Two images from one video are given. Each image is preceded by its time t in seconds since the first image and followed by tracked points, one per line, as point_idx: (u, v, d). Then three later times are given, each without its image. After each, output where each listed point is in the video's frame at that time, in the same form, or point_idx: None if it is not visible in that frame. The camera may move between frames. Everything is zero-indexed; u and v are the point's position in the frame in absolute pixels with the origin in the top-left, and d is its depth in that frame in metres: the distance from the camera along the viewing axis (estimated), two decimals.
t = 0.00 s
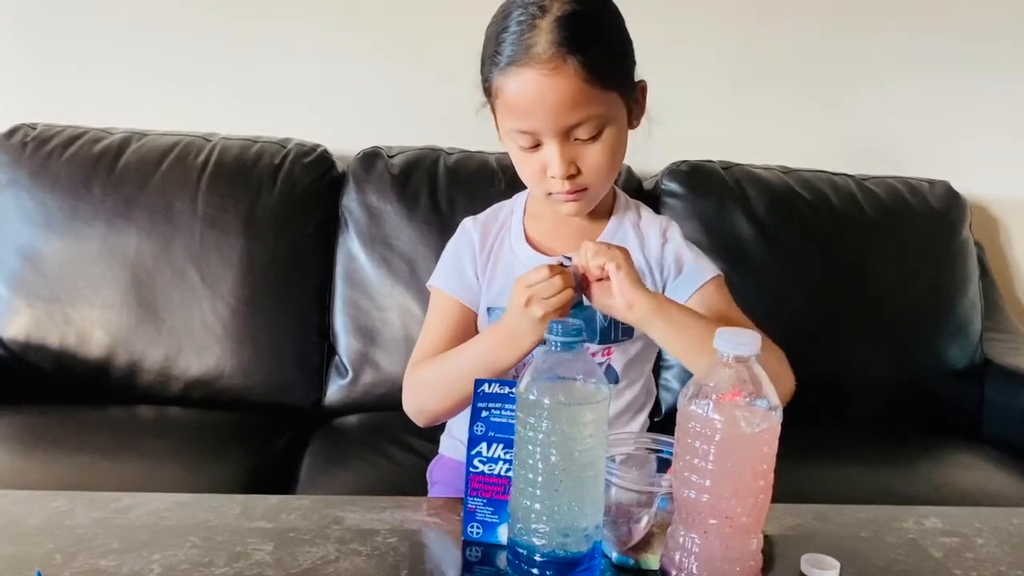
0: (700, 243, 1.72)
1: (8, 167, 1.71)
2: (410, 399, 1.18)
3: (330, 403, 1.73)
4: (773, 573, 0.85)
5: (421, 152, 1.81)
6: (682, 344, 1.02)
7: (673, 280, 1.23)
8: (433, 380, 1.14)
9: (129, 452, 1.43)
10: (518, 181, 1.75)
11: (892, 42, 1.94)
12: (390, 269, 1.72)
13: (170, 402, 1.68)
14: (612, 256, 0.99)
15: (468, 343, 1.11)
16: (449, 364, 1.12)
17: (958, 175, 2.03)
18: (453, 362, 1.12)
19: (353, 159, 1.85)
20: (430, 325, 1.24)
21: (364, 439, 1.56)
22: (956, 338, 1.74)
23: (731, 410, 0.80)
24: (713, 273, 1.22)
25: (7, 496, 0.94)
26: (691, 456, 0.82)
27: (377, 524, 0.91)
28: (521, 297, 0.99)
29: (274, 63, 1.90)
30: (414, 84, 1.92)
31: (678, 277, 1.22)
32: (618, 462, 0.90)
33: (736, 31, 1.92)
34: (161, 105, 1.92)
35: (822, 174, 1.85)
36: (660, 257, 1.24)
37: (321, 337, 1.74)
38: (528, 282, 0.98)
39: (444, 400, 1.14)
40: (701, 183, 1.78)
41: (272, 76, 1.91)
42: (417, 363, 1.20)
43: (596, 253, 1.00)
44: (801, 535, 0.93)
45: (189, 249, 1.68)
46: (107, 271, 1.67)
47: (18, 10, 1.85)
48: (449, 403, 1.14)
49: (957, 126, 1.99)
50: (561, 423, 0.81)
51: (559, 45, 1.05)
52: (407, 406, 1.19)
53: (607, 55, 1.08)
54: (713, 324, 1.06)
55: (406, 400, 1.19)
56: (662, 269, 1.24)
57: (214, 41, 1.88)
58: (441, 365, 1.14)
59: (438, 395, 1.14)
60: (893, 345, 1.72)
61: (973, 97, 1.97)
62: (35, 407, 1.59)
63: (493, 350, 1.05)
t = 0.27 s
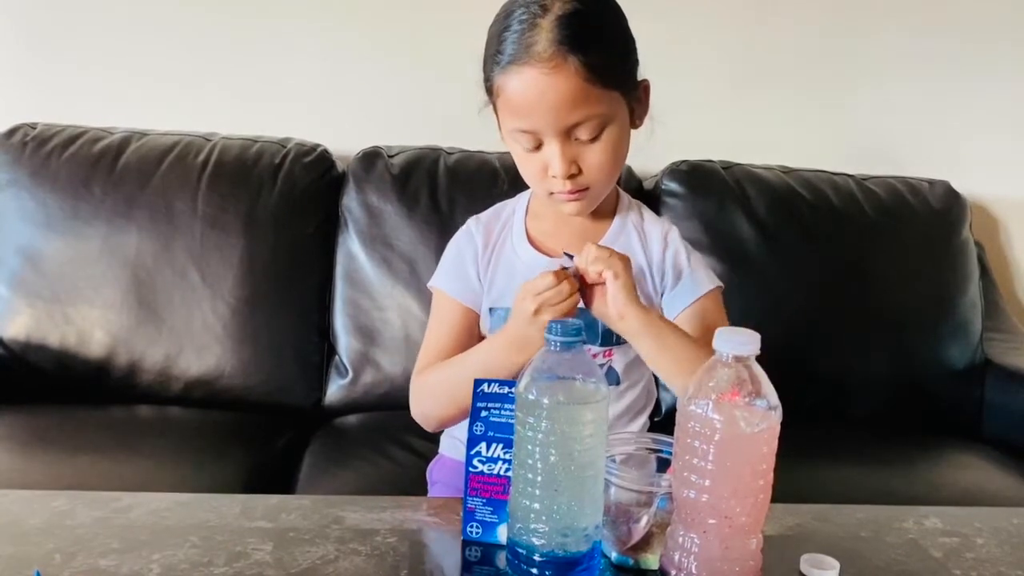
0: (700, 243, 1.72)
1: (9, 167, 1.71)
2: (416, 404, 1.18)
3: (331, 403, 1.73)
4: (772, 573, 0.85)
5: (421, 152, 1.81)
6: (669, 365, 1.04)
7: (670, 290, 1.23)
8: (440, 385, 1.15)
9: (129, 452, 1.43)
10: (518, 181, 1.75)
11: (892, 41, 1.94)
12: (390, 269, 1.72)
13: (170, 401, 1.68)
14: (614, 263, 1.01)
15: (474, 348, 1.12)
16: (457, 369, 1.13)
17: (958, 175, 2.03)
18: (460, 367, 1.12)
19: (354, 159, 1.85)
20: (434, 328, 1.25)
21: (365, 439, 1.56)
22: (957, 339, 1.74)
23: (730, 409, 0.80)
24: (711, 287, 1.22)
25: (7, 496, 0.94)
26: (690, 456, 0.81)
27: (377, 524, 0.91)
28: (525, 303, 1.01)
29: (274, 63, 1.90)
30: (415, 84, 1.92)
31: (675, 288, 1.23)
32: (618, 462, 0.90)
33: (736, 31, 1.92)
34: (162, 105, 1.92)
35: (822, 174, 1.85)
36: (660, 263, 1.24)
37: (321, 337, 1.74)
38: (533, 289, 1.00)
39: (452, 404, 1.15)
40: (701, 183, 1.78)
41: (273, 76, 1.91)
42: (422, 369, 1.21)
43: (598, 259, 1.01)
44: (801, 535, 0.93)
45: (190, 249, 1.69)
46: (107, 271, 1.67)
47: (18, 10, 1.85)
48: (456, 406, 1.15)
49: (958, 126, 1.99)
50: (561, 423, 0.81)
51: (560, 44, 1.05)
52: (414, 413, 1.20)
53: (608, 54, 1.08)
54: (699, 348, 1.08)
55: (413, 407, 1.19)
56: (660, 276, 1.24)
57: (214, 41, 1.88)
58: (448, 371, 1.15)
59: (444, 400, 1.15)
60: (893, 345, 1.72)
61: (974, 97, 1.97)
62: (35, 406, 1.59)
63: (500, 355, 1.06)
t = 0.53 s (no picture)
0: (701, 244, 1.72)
1: (10, 167, 1.71)
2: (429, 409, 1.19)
3: (331, 403, 1.73)
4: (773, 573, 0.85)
5: (422, 152, 1.81)
6: (644, 382, 1.09)
7: (668, 297, 1.23)
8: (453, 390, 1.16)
9: (130, 452, 1.43)
10: (519, 181, 1.75)
11: (893, 41, 1.94)
12: (391, 269, 1.72)
13: (170, 401, 1.68)
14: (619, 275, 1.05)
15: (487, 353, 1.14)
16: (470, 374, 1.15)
17: (959, 175, 2.03)
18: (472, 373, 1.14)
19: (354, 159, 1.85)
20: (443, 333, 1.25)
21: (365, 439, 1.56)
22: (957, 339, 1.74)
23: (731, 410, 0.80)
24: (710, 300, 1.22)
25: (7, 496, 0.94)
26: (690, 456, 0.81)
27: (377, 524, 0.91)
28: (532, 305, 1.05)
29: (275, 63, 1.90)
30: (415, 84, 1.92)
31: (673, 296, 1.23)
32: (619, 463, 0.90)
33: (736, 31, 1.92)
34: (162, 105, 1.92)
35: (823, 174, 1.85)
36: (662, 268, 1.24)
37: (321, 337, 1.74)
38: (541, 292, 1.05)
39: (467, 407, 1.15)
40: (701, 184, 1.78)
41: (273, 76, 1.91)
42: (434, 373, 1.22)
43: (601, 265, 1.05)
44: (802, 535, 0.93)
45: (190, 249, 1.69)
46: (108, 271, 1.67)
47: (19, 10, 1.85)
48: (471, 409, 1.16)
49: (958, 126, 1.99)
50: (561, 423, 0.82)
51: (554, 43, 1.06)
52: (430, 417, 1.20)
53: (603, 50, 1.08)
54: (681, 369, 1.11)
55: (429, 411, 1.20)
56: (661, 281, 1.24)
57: (214, 41, 1.88)
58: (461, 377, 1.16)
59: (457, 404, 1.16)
60: (893, 346, 1.72)
61: (974, 97, 1.97)
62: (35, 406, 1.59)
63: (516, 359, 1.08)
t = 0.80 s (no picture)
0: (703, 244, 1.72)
1: (11, 167, 1.71)
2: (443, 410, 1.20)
3: (332, 403, 1.72)
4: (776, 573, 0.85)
5: (423, 151, 1.81)
6: (636, 385, 1.11)
7: (668, 300, 1.23)
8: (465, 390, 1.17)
9: (131, 452, 1.43)
10: (520, 181, 1.75)
11: (894, 42, 1.94)
12: (392, 269, 1.71)
13: (171, 401, 1.68)
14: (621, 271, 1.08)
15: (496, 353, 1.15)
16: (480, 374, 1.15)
17: (961, 175, 2.02)
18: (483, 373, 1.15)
19: (356, 159, 1.85)
20: (449, 333, 1.25)
21: (366, 439, 1.56)
22: (959, 340, 1.74)
23: (734, 410, 0.81)
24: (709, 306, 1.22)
25: (9, 496, 0.94)
26: (693, 457, 0.81)
27: (380, 525, 0.91)
28: (535, 303, 1.07)
29: (276, 63, 1.90)
30: (417, 83, 1.92)
31: (673, 300, 1.23)
32: (620, 463, 0.90)
33: (738, 31, 1.91)
34: (164, 105, 1.92)
35: (824, 175, 1.85)
36: (664, 271, 1.24)
37: (323, 337, 1.74)
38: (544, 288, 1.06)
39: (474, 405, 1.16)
40: (703, 183, 1.77)
41: (274, 76, 1.91)
42: (446, 374, 1.22)
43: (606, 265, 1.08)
44: (805, 536, 0.93)
45: (191, 249, 1.68)
46: (109, 271, 1.67)
47: (20, 10, 1.85)
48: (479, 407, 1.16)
49: (960, 126, 1.99)
50: (564, 424, 0.81)
51: (551, 40, 1.06)
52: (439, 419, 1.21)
53: (601, 46, 1.08)
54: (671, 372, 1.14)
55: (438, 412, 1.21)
56: (662, 284, 1.24)
57: (215, 41, 1.88)
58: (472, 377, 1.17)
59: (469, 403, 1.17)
60: (895, 346, 1.72)
61: (976, 97, 1.97)
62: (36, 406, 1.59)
63: (525, 354, 1.09)
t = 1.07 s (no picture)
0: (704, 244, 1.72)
1: (13, 167, 1.71)
2: (434, 400, 1.19)
3: (334, 402, 1.72)
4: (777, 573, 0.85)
5: (425, 151, 1.80)
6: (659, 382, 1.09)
7: (670, 297, 1.23)
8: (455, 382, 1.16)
9: (132, 451, 1.43)
10: (522, 180, 1.74)
11: (896, 42, 1.93)
12: (394, 268, 1.71)
13: (172, 401, 1.68)
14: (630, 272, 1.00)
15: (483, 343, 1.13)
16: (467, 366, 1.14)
17: (962, 176, 2.02)
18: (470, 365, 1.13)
19: (357, 159, 1.84)
20: (444, 329, 1.25)
21: (368, 439, 1.56)
22: (961, 340, 1.74)
23: (736, 410, 0.80)
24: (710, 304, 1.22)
25: (10, 496, 0.94)
26: (696, 457, 0.81)
27: (381, 525, 0.90)
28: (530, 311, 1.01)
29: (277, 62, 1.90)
30: (418, 83, 1.92)
31: (676, 297, 1.22)
32: (622, 463, 0.90)
33: (740, 31, 1.91)
34: (165, 104, 1.92)
35: (826, 174, 1.85)
36: (664, 269, 1.24)
37: (324, 337, 1.74)
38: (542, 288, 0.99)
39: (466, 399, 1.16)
40: (705, 183, 1.77)
41: (275, 76, 1.91)
42: (438, 364, 1.22)
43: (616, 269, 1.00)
44: (806, 537, 0.93)
45: (192, 249, 1.68)
46: (110, 270, 1.67)
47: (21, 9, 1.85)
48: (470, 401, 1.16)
49: (962, 126, 1.99)
50: (566, 425, 0.81)
51: (562, 34, 1.06)
52: (430, 411, 1.21)
53: (610, 43, 1.08)
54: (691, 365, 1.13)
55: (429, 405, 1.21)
56: (662, 283, 1.24)
57: (216, 40, 1.88)
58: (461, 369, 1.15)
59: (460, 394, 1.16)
60: (896, 346, 1.72)
61: (978, 97, 1.97)
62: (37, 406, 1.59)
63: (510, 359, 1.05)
